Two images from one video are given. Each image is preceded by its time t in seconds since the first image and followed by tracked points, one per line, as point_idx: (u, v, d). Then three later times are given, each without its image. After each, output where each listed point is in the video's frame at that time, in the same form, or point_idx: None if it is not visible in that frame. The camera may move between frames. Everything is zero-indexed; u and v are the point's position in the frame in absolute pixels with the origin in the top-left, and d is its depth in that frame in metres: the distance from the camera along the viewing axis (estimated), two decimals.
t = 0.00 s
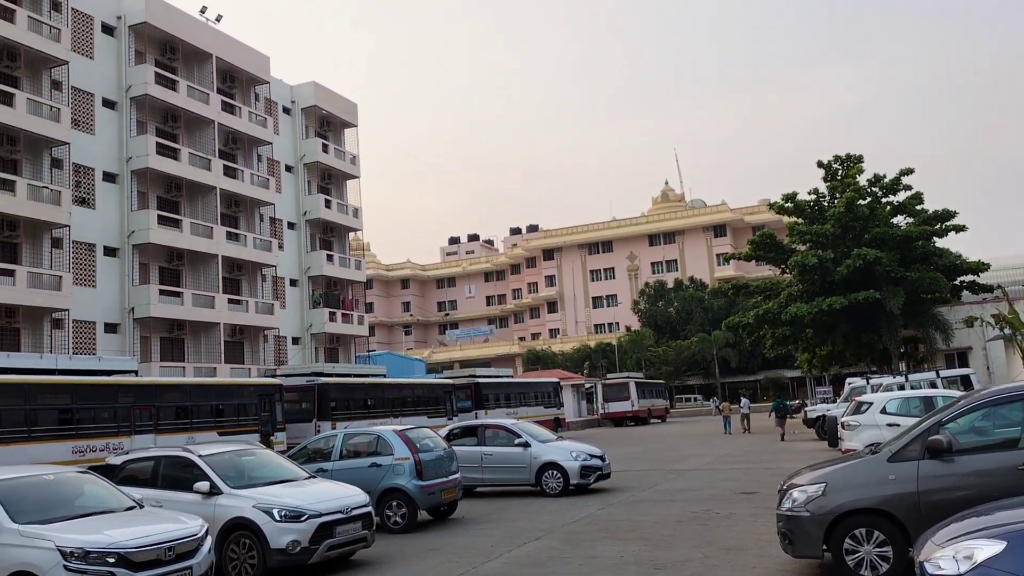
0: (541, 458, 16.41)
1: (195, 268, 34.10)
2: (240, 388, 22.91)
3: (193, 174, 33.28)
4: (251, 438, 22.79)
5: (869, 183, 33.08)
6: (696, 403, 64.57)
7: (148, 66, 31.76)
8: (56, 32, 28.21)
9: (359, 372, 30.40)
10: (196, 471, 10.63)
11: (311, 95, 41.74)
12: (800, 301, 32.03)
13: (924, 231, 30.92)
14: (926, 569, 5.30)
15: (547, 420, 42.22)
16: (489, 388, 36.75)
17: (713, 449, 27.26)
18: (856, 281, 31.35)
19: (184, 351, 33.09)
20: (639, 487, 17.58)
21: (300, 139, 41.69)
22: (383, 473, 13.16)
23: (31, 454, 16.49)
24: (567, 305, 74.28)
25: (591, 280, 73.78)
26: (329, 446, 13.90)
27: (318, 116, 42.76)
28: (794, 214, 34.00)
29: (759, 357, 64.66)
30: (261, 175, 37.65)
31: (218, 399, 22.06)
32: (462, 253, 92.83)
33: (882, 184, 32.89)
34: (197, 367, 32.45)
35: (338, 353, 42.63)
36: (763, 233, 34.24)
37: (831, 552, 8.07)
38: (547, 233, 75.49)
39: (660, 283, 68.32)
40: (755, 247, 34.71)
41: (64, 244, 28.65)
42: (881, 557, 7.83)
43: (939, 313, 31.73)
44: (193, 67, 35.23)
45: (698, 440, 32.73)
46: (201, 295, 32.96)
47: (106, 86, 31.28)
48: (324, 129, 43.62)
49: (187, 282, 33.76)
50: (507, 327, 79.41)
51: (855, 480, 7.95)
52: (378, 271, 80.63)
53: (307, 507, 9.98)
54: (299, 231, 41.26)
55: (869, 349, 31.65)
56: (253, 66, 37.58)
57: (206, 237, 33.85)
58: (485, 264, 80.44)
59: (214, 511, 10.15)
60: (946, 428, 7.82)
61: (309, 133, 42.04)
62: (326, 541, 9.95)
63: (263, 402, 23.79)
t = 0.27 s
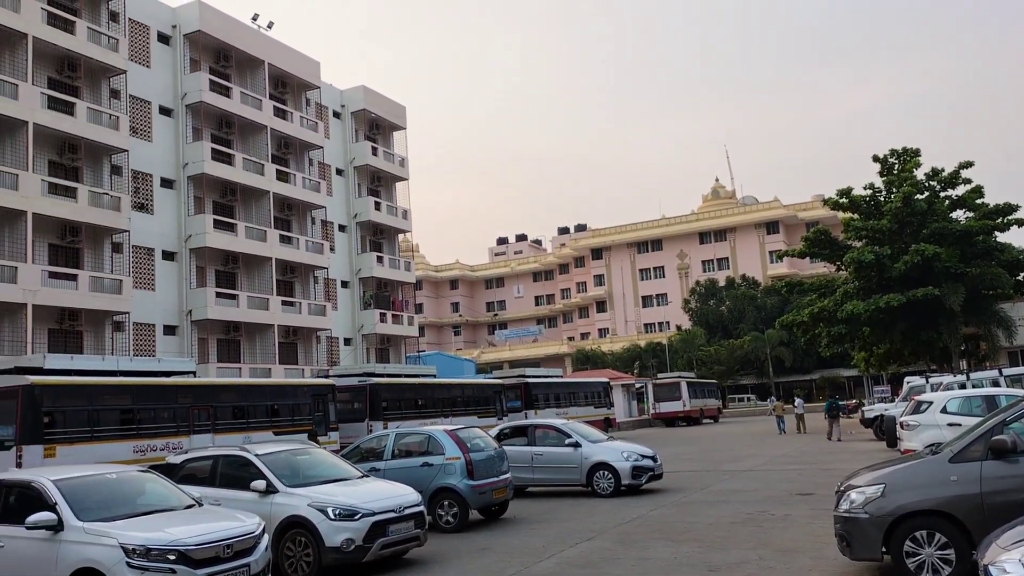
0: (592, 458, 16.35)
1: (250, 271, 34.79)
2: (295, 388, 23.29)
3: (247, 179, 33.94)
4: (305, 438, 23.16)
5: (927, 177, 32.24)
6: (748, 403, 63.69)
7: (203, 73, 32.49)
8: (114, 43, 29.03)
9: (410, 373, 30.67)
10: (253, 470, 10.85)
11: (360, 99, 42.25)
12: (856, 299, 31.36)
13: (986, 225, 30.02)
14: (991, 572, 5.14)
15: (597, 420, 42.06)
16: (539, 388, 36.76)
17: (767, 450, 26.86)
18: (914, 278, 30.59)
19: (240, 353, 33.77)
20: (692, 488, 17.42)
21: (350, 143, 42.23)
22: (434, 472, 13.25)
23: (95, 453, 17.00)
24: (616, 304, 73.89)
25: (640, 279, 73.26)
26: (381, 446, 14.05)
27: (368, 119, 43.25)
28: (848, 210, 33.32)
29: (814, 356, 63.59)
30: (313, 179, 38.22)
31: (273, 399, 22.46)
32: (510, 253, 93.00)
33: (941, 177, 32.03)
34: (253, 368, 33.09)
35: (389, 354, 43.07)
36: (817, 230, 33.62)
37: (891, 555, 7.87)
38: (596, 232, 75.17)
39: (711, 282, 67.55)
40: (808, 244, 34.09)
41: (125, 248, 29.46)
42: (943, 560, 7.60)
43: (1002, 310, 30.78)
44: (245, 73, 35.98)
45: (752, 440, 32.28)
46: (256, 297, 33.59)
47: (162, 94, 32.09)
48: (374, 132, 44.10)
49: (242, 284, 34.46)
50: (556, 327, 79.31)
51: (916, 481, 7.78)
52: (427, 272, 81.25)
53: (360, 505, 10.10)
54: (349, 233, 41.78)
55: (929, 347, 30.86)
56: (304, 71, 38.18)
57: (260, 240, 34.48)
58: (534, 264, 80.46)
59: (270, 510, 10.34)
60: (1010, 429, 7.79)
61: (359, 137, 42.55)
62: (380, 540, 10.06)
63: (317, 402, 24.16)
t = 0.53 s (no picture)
0: (648, 464, 16.21)
1: (306, 279, 35.38)
2: (351, 395, 23.59)
3: (302, 189, 34.53)
4: (362, 444, 23.43)
5: (991, 173, 31.26)
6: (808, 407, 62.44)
7: (259, 87, 33.23)
8: (174, 59, 29.85)
9: (464, 379, 30.83)
10: (312, 476, 11.01)
11: (412, 108, 42.69)
12: (919, 300, 30.53)
13: None
14: None
15: (652, 426, 41.69)
16: (593, 393, 36.57)
17: (828, 455, 26.28)
18: (979, 277, 29.65)
19: (298, 360, 34.37)
20: (751, 494, 17.13)
21: (402, 152, 42.69)
22: (489, 478, 13.28)
23: (160, 459, 17.45)
24: (670, 308, 73.18)
25: (695, 282, 72.45)
26: (437, 452, 14.13)
27: (419, 128, 43.68)
28: (909, 209, 32.49)
29: (875, 359, 62.08)
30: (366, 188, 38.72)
31: (330, 406, 22.78)
32: (562, 258, 92.88)
33: (1006, 173, 31.03)
34: (310, 375, 33.60)
35: (442, 360, 43.34)
36: (876, 230, 32.85)
37: (960, 563, 7.62)
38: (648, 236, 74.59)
39: (767, 284, 66.49)
40: (868, 244, 33.32)
41: (186, 260, 30.22)
42: (1015, 568, 7.34)
43: None
44: (300, 86, 36.69)
45: (812, 445, 31.64)
46: (312, 305, 34.13)
47: (220, 108, 32.89)
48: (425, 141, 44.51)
49: (299, 293, 35.07)
50: (609, 332, 78.87)
51: (985, 487, 7.55)
52: (479, 278, 81.60)
53: (417, 511, 10.17)
54: (402, 241, 42.20)
55: (997, 349, 29.87)
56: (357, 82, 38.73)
57: (315, 250, 35.03)
58: (586, 269, 80.19)
59: (329, 515, 10.48)
60: None
61: (410, 145, 42.99)
62: (437, 545, 10.12)
63: (373, 409, 24.42)
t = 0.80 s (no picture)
0: (700, 476, 15.99)
1: (354, 294, 35.79)
2: (400, 408, 23.74)
3: (349, 205, 34.97)
4: (411, 457, 23.56)
5: None
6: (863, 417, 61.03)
7: (306, 105, 33.81)
8: (224, 81, 30.53)
9: (512, 391, 30.83)
10: (362, 489, 11.09)
11: (456, 123, 43.01)
12: (977, 306, 29.67)
13: None
14: None
15: (703, 437, 41.17)
16: (642, 405, 36.23)
17: (885, 466, 25.64)
18: None
19: (347, 374, 34.75)
20: (806, 507, 16.77)
21: (447, 166, 43.01)
22: (539, 491, 13.22)
23: (215, 473, 17.75)
24: (719, 318, 72.30)
25: (744, 291, 71.50)
26: (486, 465, 14.14)
27: (463, 142, 43.97)
28: (964, 214, 31.66)
29: (932, 367, 60.49)
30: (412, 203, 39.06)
31: (380, 419, 22.95)
32: (608, 269, 92.50)
33: None
34: (359, 389, 33.90)
35: (490, 373, 43.40)
36: (930, 235, 32.07)
37: None
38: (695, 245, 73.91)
39: (819, 292, 65.34)
40: (922, 250, 32.53)
41: (238, 276, 30.78)
42: None
43: None
44: (346, 103, 37.27)
45: (868, 456, 30.93)
46: (360, 320, 34.47)
47: (269, 127, 33.54)
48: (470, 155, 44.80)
49: (347, 307, 35.46)
50: (657, 342, 78.19)
51: None
52: (525, 291, 81.68)
53: (467, 524, 10.16)
54: (448, 254, 42.44)
55: None
56: (402, 98, 39.17)
57: (363, 264, 35.40)
58: (632, 279, 79.73)
59: (380, 528, 10.53)
60: None
61: (455, 159, 43.30)
62: (487, 559, 10.10)
63: (422, 422, 24.53)
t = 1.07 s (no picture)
0: (752, 490, 15.72)
1: (399, 310, 36.07)
2: (446, 424, 23.81)
3: (392, 222, 35.32)
4: (458, 472, 23.59)
5: None
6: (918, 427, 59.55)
7: (349, 126, 34.30)
8: (269, 104, 31.12)
9: (557, 406, 30.72)
10: (411, 505, 11.13)
11: (496, 138, 43.25)
12: None
13: None
14: None
15: (753, 449, 40.52)
16: (690, 417, 35.83)
17: (943, 477, 24.95)
18: None
19: (393, 391, 34.98)
20: (862, 519, 16.39)
21: (489, 181, 43.23)
22: (587, 506, 13.14)
23: (266, 490, 17.96)
24: (767, 328, 71.27)
25: (791, 301, 70.43)
26: (533, 480, 14.11)
27: (504, 157, 44.17)
28: (1019, 216, 30.81)
29: (990, 375, 58.81)
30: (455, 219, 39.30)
31: (426, 434, 23.04)
32: (652, 280, 91.90)
33: None
34: (406, 405, 34.10)
35: (535, 387, 43.33)
36: (984, 239, 31.25)
37: None
38: (740, 255, 73.07)
39: (869, 300, 64.07)
40: (976, 255, 31.72)
41: (285, 295, 31.23)
42: None
43: None
44: (388, 122, 37.72)
45: (926, 467, 30.13)
46: (405, 336, 34.71)
47: (313, 148, 34.10)
48: (511, 170, 44.97)
49: (392, 324, 35.75)
50: (704, 354, 77.34)
51: None
52: (569, 304, 81.55)
53: (516, 540, 10.13)
54: (491, 269, 42.58)
55: None
56: (443, 116, 39.53)
57: (407, 281, 35.67)
58: (677, 290, 79.09)
59: (429, 544, 10.54)
60: None
61: (496, 175, 43.50)
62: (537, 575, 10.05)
63: (468, 437, 24.57)
